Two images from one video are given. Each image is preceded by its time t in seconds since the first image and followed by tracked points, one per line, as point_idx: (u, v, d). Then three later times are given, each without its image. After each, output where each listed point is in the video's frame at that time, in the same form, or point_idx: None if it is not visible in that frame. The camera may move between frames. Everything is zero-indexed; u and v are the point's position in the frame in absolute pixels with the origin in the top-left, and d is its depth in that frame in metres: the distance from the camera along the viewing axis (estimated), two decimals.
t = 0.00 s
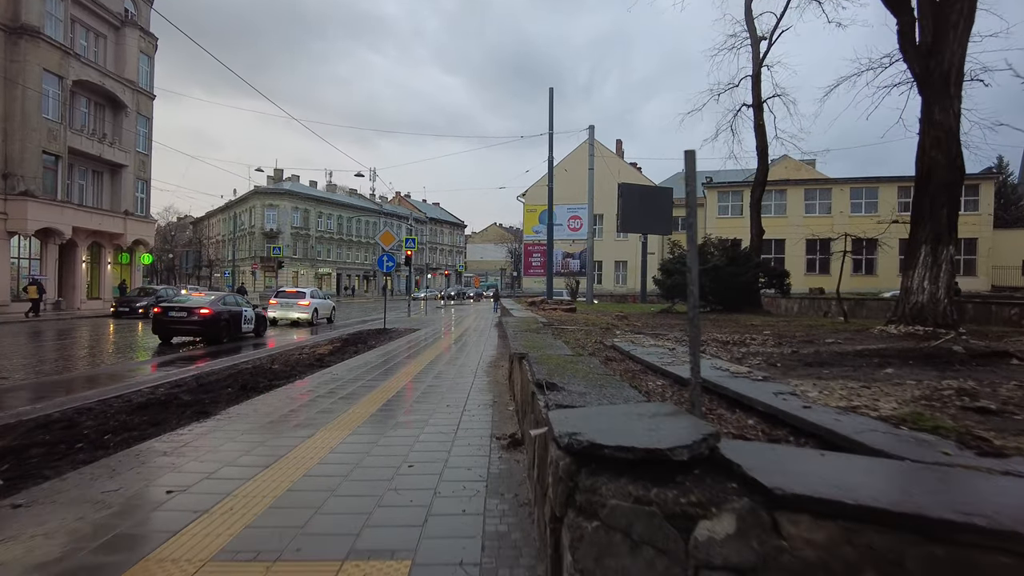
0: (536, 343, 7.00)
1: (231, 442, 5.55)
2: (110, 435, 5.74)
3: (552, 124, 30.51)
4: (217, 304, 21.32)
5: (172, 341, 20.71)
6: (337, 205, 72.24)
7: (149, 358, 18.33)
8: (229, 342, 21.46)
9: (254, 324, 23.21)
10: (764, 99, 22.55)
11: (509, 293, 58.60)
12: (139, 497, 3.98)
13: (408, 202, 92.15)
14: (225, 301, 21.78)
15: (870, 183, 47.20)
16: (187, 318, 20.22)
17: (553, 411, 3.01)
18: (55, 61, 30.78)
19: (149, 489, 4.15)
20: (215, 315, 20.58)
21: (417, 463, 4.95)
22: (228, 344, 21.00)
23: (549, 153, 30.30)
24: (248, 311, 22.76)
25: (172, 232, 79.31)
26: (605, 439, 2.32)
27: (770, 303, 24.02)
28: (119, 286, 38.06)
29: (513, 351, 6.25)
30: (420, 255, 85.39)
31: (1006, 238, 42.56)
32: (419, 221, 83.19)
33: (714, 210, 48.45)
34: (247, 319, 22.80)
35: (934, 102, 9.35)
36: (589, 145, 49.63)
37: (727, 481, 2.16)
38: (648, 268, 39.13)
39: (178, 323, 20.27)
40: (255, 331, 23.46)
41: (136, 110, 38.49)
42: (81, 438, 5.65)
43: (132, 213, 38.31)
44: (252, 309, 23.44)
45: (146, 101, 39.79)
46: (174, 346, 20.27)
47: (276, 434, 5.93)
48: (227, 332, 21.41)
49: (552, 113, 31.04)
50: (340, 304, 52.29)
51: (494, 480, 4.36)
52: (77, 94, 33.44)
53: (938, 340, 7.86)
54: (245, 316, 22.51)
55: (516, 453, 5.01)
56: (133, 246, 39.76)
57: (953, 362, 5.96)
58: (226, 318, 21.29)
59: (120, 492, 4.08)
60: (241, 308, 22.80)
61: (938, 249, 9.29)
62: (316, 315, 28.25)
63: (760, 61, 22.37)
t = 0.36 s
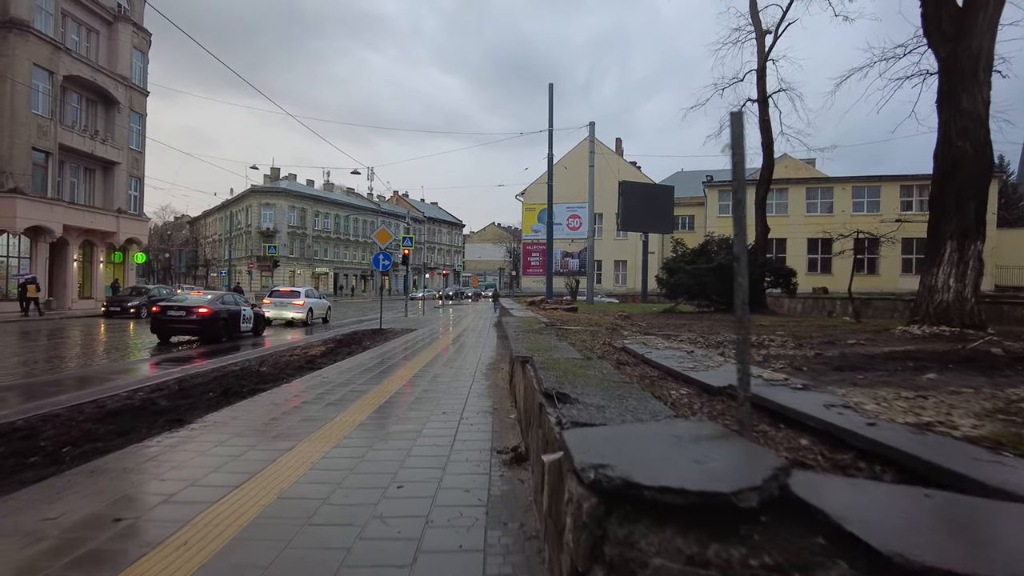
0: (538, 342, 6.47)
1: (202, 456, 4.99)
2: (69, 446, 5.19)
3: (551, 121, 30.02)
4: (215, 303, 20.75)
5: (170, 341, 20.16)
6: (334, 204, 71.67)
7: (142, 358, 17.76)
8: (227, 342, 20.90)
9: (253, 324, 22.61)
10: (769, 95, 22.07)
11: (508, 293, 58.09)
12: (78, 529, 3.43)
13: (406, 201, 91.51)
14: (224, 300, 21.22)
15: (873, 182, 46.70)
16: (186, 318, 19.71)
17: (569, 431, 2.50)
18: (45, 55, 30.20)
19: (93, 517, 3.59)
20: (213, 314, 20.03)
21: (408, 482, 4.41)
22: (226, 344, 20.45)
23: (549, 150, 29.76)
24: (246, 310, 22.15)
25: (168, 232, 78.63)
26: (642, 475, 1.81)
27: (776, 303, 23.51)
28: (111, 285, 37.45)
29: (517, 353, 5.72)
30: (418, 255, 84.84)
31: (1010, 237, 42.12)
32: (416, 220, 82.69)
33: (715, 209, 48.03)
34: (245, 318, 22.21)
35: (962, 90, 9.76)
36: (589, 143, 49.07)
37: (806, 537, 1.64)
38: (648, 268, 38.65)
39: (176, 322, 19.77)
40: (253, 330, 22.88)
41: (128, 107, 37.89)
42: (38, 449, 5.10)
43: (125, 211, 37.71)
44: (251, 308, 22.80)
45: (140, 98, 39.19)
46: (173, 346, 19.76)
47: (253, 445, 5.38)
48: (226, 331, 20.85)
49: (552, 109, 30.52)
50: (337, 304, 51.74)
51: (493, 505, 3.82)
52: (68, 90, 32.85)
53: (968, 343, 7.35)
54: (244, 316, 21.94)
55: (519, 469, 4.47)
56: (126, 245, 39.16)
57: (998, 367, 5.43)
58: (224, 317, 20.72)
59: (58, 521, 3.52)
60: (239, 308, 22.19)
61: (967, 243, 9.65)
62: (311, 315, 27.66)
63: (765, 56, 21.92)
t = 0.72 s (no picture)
0: (546, 349, 5.95)
1: (171, 479, 4.46)
2: (24, 466, 4.65)
3: (552, 118, 29.51)
4: (213, 303, 20.17)
5: (168, 342, 19.57)
6: (333, 203, 71.14)
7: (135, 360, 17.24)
8: (226, 342, 20.33)
9: (252, 324, 22.01)
10: (776, 90, 21.58)
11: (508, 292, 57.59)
12: None
13: (405, 200, 90.98)
14: (223, 300, 20.62)
15: (877, 180, 46.14)
16: (185, 318, 19.15)
17: (602, 475, 1.98)
18: (37, 51, 29.62)
19: (31, 561, 3.08)
20: (213, 315, 19.48)
21: (402, 513, 3.88)
22: (225, 345, 19.89)
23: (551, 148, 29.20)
24: (245, 311, 21.52)
25: (166, 231, 78.08)
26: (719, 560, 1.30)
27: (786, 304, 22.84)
28: (106, 285, 36.91)
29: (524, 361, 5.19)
30: (417, 254, 84.31)
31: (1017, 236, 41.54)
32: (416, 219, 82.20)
33: (717, 208, 47.56)
34: (245, 319, 21.62)
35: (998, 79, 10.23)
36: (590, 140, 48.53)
37: None
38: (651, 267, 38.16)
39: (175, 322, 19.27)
40: (253, 330, 22.28)
41: (123, 104, 37.34)
42: None
43: (120, 210, 37.15)
44: (250, 309, 22.16)
45: (134, 95, 38.63)
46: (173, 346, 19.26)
47: (231, 465, 4.85)
48: (225, 332, 20.28)
49: (553, 106, 29.98)
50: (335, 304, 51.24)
51: (500, 545, 3.28)
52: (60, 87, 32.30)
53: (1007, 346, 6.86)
54: (243, 316, 21.37)
55: (528, 498, 3.94)
56: (121, 244, 38.64)
57: None
58: (223, 317, 20.12)
59: None
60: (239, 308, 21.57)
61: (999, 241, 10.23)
62: (308, 315, 27.10)
63: (773, 50, 21.41)
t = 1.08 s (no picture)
0: (556, 356, 5.45)
1: (138, 509, 3.99)
2: None
3: (554, 116, 29.02)
4: (210, 304, 19.52)
5: (164, 344, 18.92)
6: (332, 202, 70.65)
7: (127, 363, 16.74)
8: (224, 344, 19.72)
9: (251, 326, 21.38)
10: (784, 86, 21.10)
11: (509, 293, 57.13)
12: None
13: (405, 200, 90.42)
14: (221, 301, 19.98)
15: (881, 179, 45.62)
16: (182, 319, 18.50)
17: (652, 543, 1.53)
18: (30, 48, 29.16)
19: None
20: (210, 316, 18.86)
21: (396, 551, 3.38)
22: (222, 347, 19.28)
23: (552, 146, 28.70)
24: (243, 312, 20.85)
25: (165, 231, 77.60)
26: None
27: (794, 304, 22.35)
28: (101, 286, 36.41)
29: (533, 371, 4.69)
30: (417, 254, 83.81)
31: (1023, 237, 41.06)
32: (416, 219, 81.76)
33: (719, 208, 47.03)
34: (243, 320, 20.97)
35: None
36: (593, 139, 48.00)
37: None
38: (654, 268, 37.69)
39: (172, 324, 18.68)
40: (252, 332, 21.62)
41: (119, 102, 36.86)
42: None
43: (116, 210, 36.66)
44: (248, 310, 21.51)
45: (131, 93, 38.15)
46: (169, 348, 18.67)
47: (207, 490, 4.36)
48: (223, 333, 19.65)
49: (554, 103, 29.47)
50: (334, 304, 50.80)
51: None
52: (55, 84, 31.84)
53: None
54: (242, 317, 20.75)
55: (539, 534, 3.45)
56: (117, 244, 38.18)
57: None
58: (220, 319, 19.47)
59: None
60: (237, 309, 20.92)
61: None
62: (305, 317, 26.58)
63: (780, 46, 20.94)
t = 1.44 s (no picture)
0: (563, 363, 4.86)
1: (82, 539, 3.44)
2: None
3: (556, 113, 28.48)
4: (204, 304, 18.76)
5: (157, 346, 18.15)
6: (331, 202, 70.10)
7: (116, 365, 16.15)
8: (219, 346, 18.94)
9: (246, 327, 20.61)
10: (792, 81, 20.57)
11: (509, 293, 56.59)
12: None
13: (404, 200, 89.80)
14: (215, 301, 19.22)
15: (886, 178, 45.06)
16: (175, 321, 17.73)
17: None
18: (21, 44, 28.64)
19: None
20: (205, 317, 18.11)
21: None
22: (216, 349, 18.57)
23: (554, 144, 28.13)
24: (238, 313, 20.08)
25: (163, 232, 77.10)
26: None
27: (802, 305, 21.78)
28: (96, 286, 35.85)
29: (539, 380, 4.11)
30: (416, 254, 83.25)
31: None
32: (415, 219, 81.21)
33: (722, 207, 46.51)
34: (238, 321, 20.20)
35: None
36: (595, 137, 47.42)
37: None
38: (656, 267, 37.15)
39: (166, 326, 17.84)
40: (247, 333, 20.90)
41: (114, 100, 36.33)
42: None
43: (111, 209, 36.11)
44: (243, 311, 20.75)
45: (126, 91, 37.65)
46: (163, 350, 17.97)
47: (165, 517, 3.79)
48: (217, 335, 18.87)
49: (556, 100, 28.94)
50: (333, 304, 50.29)
51: None
52: (47, 81, 31.31)
53: None
54: (236, 318, 19.96)
55: None
56: (112, 244, 37.63)
57: None
58: (215, 320, 18.68)
59: None
60: (231, 310, 20.12)
61: None
62: (301, 318, 26.00)
63: (788, 39, 20.41)
